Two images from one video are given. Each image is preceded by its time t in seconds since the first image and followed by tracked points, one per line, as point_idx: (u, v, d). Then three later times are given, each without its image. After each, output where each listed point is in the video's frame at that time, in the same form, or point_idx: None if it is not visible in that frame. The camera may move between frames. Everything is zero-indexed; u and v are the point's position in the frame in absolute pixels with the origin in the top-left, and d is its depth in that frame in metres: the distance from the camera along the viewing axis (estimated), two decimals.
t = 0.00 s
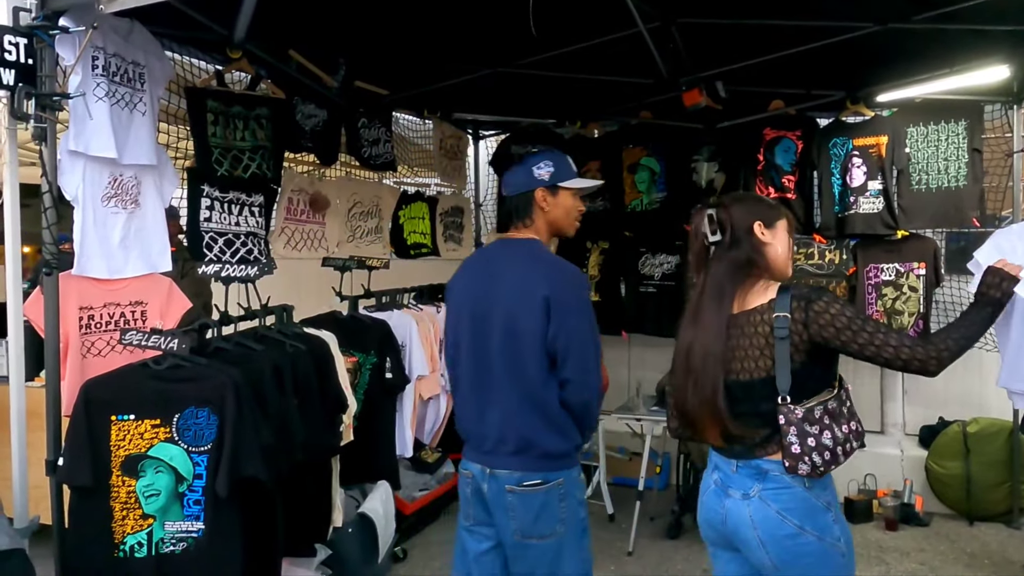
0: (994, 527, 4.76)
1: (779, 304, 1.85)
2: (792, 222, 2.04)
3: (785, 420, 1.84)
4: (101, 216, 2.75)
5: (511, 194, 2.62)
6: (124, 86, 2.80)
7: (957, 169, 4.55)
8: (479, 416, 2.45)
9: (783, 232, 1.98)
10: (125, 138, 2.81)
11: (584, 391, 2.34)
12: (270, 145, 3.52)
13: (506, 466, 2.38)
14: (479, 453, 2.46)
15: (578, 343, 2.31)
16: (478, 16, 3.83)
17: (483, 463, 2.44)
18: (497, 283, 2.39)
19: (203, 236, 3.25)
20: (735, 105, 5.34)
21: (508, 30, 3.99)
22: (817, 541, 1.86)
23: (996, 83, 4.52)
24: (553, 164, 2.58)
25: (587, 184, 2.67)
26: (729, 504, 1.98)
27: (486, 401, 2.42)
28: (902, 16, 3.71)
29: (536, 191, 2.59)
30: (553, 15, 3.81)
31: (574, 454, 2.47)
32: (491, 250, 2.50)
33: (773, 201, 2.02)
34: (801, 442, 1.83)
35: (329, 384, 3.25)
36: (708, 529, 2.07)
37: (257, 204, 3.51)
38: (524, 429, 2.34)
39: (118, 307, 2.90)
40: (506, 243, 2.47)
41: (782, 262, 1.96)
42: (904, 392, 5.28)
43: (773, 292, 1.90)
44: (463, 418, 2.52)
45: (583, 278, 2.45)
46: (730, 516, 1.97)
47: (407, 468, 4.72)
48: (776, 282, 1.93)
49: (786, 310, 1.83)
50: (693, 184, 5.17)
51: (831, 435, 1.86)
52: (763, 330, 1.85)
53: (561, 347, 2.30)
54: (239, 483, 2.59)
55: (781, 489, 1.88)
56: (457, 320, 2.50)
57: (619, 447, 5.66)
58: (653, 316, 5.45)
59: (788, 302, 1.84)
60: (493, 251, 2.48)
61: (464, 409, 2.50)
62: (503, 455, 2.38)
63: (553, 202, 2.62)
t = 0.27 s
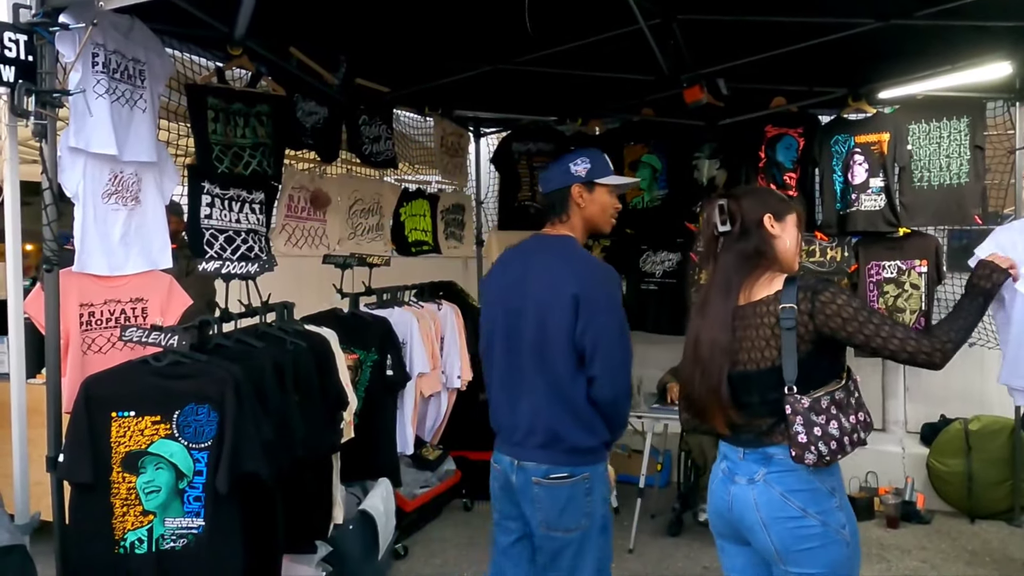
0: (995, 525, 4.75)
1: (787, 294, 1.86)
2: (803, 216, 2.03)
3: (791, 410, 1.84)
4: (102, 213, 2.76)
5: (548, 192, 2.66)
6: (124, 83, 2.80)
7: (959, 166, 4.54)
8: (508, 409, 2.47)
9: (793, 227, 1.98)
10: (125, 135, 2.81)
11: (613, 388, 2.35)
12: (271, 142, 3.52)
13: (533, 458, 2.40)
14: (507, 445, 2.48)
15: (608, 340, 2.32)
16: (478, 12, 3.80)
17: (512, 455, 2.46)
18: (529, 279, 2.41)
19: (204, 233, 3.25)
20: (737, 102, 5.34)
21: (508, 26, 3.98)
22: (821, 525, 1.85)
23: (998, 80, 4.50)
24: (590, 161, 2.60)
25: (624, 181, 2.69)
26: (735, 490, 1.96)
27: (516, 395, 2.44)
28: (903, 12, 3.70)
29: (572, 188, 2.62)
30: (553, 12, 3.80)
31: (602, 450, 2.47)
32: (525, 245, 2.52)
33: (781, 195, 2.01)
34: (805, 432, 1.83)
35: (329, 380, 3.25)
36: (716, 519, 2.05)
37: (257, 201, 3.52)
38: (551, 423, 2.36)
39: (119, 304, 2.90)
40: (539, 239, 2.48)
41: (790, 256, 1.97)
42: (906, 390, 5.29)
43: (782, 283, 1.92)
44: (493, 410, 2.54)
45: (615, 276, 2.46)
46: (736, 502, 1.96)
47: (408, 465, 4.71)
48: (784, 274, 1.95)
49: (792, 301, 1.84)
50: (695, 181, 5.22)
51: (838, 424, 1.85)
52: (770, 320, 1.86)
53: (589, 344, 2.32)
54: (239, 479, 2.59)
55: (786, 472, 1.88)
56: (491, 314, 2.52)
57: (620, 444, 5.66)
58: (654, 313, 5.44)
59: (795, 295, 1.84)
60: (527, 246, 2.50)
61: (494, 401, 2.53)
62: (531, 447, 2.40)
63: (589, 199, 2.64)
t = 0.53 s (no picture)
0: (998, 524, 4.74)
1: (795, 288, 1.85)
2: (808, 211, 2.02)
3: (807, 404, 1.83)
4: (102, 209, 2.75)
5: (572, 188, 2.65)
6: (125, 80, 2.80)
7: (963, 164, 4.52)
8: (529, 403, 2.53)
9: (797, 224, 1.98)
10: (127, 132, 2.81)
11: (628, 386, 2.35)
12: (272, 139, 3.51)
13: (551, 452, 2.45)
14: (529, 439, 2.55)
15: (623, 337, 2.32)
16: (480, 9, 3.79)
17: (533, 449, 2.52)
18: (548, 275, 2.44)
19: (205, 230, 3.24)
20: (741, 99, 5.32)
21: (511, 23, 3.98)
22: (832, 520, 1.84)
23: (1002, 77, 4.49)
24: (617, 158, 2.58)
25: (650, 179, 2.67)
26: (746, 486, 1.95)
27: (536, 390, 2.50)
28: (908, 8, 3.68)
29: (597, 184, 2.60)
30: (556, 8, 3.79)
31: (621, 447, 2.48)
32: (548, 242, 2.55)
33: (787, 192, 2.00)
34: (824, 425, 1.81)
35: (331, 379, 3.24)
36: (725, 517, 2.04)
37: (259, 198, 3.51)
38: (567, 418, 2.40)
39: (120, 301, 2.89)
40: (562, 236, 2.52)
41: (795, 253, 1.97)
42: (909, 389, 5.27)
43: (789, 278, 1.91)
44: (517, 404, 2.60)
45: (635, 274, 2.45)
46: (747, 497, 1.94)
47: (410, 463, 4.68)
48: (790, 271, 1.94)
49: (802, 295, 1.83)
50: (698, 178, 5.20)
51: (854, 417, 1.84)
52: (780, 313, 1.85)
53: (604, 341, 2.33)
54: (240, 478, 2.58)
55: (798, 467, 1.87)
56: (514, 309, 2.58)
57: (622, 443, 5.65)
58: (656, 311, 5.43)
59: (804, 289, 1.84)
60: (550, 242, 2.53)
61: (517, 395, 2.59)
62: (548, 442, 2.45)
63: (614, 196, 2.62)
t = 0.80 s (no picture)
0: (1000, 521, 4.74)
1: (797, 287, 1.85)
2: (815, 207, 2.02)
3: (806, 402, 1.84)
4: (108, 205, 2.76)
5: (599, 186, 2.71)
6: (131, 75, 2.80)
7: (967, 161, 4.52)
8: (549, 395, 2.60)
9: (804, 220, 1.98)
10: (132, 127, 2.81)
11: (631, 381, 2.32)
12: (276, 134, 3.52)
13: (563, 442, 2.51)
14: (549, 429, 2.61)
15: (625, 331, 2.31)
16: (484, 4, 3.79)
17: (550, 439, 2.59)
18: (564, 270, 2.51)
19: (210, 226, 3.25)
20: (744, 96, 5.32)
21: (515, 19, 3.97)
22: (840, 514, 1.85)
23: (1006, 74, 4.48)
24: (642, 158, 2.61)
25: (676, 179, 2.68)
26: (756, 480, 1.96)
27: (553, 382, 2.57)
28: (912, 5, 3.67)
29: (621, 183, 2.65)
30: (560, 5, 3.79)
31: (633, 442, 2.47)
32: (574, 239, 2.62)
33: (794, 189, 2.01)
34: (823, 423, 1.81)
35: (335, 374, 3.25)
36: (734, 510, 2.05)
37: (263, 193, 3.51)
38: (575, 409, 2.45)
39: (125, 296, 2.90)
40: (583, 233, 2.57)
41: (802, 250, 1.98)
42: (911, 386, 5.27)
43: (792, 275, 1.91)
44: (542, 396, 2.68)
45: (650, 269, 2.43)
46: (755, 491, 1.96)
47: (414, 459, 4.72)
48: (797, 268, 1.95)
49: (804, 293, 1.83)
50: (701, 175, 5.22)
51: (855, 413, 1.83)
52: (783, 314, 1.86)
53: (607, 334, 2.35)
54: (245, 471, 2.60)
55: (806, 461, 1.87)
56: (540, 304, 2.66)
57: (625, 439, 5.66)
58: (659, 307, 5.44)
59: (806, 286, 1.84)
60: (574, 239, 2.59)
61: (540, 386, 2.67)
62: (561, 432, 2.51)
63: (638, 195, 2.66)
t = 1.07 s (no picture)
0: (999, 517, 4.76)
1: (795, 287, 1.86)
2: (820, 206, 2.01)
3: (807, 401, 1.85)
4: (110, 200, 2.77)
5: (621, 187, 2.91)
6: (133, 71, 2.81)
7: (968, 158, 4.52)
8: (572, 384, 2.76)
9: (808, 220, 1.98)
10: (135, 123, 2.81)
11: (632, 371, 2.43)
12: (278, 130, 3.52)
13: (578, 427, 2.68)
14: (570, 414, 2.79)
15: (626, 323, 2.43)
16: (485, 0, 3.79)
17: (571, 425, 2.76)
18: (582, 265, 2.65)
19: (212, 222, 3.26)
20: (745, 92, 5.32)
21: (516, 16, 3.97)
22: (845, 511, 1.86)
23: (1007, 71, 4.48)
24: (659, 159, 2.79)
25: (694, 177, 2.83)
26: (760, 477, 1.97)
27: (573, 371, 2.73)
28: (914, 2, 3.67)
29: (639, 183, 2.83)
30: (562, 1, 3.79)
31: (641, 431, 2.58)
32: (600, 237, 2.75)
33: (798, 187, 2.01)
34: (823, 421, 1.82)
35: (336, 369, 3.25)
36: (740, 506, 2.07)
37: (265, 189, 3.51)
38: (585, 397, 2.61)
39: (128, 292, 2.90)
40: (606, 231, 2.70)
41: (806, 250, 1.97)
42: (911, 382, 5.29)
43: (792, 274, 1.91)
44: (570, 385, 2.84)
45: (660, 265, 2.52)
46: (760, 489, 1.97)
47: (414, 455, 4.72)
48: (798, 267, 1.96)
49: (802, 293, 1.84)
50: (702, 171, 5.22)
51: (856, 411, 1.83)
52: (781, 312, 1.87)
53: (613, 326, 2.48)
54: (249, 467, 2.61)
55: (810, 459, 1.88)
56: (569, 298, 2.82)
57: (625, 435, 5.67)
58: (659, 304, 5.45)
59: (804, 285, 1.85)
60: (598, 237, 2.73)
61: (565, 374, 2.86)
62: (577, 417, 2.68)
63: (656, 193, 2.83)
